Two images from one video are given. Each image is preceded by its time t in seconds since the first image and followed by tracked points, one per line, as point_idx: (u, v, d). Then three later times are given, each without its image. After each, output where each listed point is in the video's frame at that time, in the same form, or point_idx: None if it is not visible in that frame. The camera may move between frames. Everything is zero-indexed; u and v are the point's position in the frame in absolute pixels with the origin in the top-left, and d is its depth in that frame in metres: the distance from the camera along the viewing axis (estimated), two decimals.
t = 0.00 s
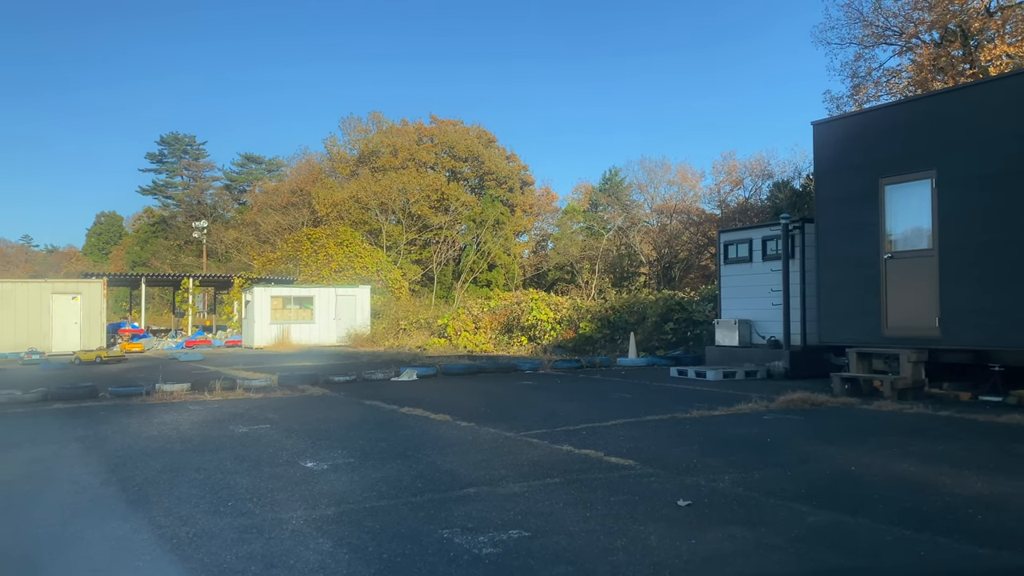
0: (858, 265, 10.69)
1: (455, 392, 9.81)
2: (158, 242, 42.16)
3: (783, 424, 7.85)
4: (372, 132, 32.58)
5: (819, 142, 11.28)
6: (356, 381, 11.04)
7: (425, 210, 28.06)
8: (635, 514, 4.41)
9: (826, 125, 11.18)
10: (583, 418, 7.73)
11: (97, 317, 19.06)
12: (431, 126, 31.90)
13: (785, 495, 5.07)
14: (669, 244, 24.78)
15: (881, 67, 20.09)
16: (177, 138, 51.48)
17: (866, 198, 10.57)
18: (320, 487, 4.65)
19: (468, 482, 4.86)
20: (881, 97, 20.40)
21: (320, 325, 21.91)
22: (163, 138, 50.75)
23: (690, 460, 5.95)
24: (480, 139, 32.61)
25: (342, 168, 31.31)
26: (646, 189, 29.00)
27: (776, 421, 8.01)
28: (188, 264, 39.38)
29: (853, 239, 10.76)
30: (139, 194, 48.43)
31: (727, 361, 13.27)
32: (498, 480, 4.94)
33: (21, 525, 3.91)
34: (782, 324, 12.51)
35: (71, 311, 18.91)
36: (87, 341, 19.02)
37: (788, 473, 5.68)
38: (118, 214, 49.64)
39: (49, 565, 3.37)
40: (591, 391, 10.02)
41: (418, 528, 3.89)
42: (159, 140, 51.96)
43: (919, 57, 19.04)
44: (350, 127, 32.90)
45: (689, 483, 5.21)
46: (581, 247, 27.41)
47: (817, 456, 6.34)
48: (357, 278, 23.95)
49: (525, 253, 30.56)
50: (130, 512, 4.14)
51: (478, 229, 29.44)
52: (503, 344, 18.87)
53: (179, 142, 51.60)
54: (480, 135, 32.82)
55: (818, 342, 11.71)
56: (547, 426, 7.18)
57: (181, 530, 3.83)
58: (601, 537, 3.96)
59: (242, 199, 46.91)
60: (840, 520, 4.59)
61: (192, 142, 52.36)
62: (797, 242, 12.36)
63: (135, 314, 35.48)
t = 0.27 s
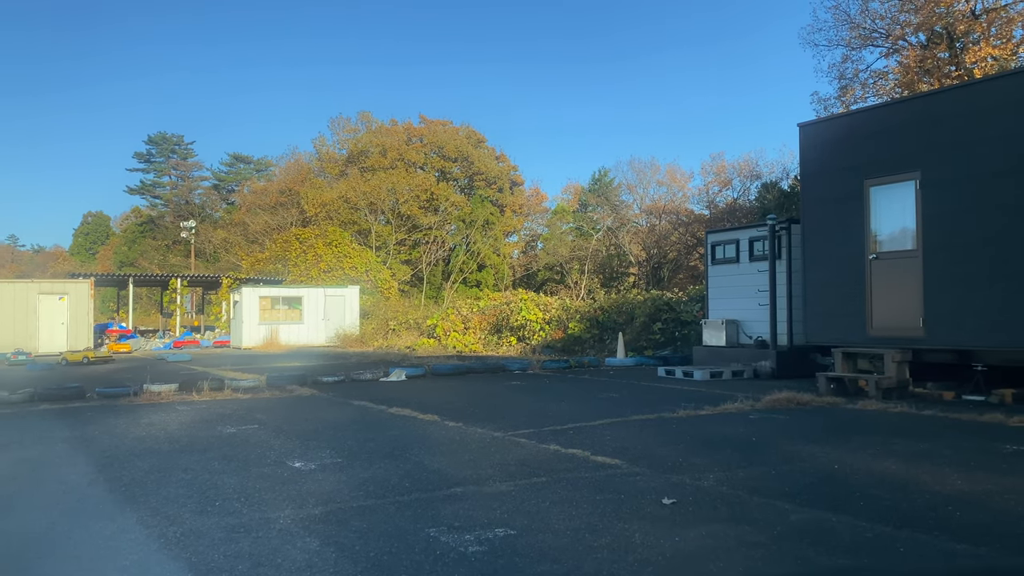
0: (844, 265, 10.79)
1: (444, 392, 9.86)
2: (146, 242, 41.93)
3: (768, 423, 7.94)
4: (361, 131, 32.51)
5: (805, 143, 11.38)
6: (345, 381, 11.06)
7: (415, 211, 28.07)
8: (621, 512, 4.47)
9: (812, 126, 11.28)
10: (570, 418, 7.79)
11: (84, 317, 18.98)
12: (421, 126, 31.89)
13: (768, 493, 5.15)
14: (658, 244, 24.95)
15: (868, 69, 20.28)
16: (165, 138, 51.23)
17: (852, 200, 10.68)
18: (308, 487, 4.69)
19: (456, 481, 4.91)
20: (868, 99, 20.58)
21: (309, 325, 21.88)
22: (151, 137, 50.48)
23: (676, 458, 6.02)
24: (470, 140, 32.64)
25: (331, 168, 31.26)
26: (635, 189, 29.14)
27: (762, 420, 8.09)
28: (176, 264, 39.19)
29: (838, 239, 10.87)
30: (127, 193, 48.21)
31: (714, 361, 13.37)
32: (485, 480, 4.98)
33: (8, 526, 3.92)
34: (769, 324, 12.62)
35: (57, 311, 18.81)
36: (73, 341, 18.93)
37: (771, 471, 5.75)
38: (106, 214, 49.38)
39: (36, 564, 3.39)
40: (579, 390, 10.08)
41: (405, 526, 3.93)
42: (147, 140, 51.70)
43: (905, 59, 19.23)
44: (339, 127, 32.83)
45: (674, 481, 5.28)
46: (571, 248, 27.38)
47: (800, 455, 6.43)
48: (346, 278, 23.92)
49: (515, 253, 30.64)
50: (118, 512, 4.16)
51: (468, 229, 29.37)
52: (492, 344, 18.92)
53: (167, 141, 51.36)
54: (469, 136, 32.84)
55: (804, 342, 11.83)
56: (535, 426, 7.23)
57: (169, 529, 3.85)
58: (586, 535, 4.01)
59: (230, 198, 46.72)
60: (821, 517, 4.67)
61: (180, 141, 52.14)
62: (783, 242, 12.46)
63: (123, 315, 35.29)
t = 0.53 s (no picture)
0: (831, 266, 10.89)
1: (433, 392, 9.89)
2: (135, 242, 41.72)
3: (755, 422, 8.02)
4: (351, 131, 32.46)
5: (793, 145, 11.47)
6: (334, 382, 11.08)
7: (405, 211, 28.06)
8: (608, 511, 4.52)
9: (800, 128, 11.36)
10: (559, 418, 7.84)
11: (72, 317, 18.89)
12: (411, 126, 31.88)
13: (754, 491, 5.21)
14: (648, 244, 24.96)
15: (856, 70, 20.47)
16: (154, 138, 51.01)
17: (838, 201, 10.78)
18: (297, 486, 4.71)
19: (444, 481, 4.94)
20: (856, 100, 20.75)
21: (298, 325, 21.84)
22: (140, 137, 50.26)
23: (663, 457, 6.07)
24: (460, 140, 32.66)
25: (321, 167, 31.20)
26: (625, 190, 29.26)
27: (748, 419, 8.17)
28: (165, 265, 39.01)
29: (825, 240, 10.97)
30: (116, 193, 47.97)
31: (703, 361, 13.46)
32: (473, 479, 5.02)
33: None
34: (757, 324, 12.72)
35: (45, 311, 18.71)
36: (61, 342, 18.84)
37: (756, 470, 5.82)
38: (94, 214, 49.13)
39: (24, 564, 3.40)
40: (568, 390, 10.14)
41: (394, 525, 3.96)
42: (136, 140, 51.46)
43: (893, 61, 19.40)
44: (329, 127, 32.76)
45: (661, 480, 5.33)
46: (561, 248, 27.43)
47: (786, 454, 6.50)
48: (336, 278, 23.89)
49: (506, 254, 30.63)
50: (106, 512, 4.17)
51: (459, 229, 29.25)
52: (482, 345, 18.94)
53: (156, 141, 51.12)
54: (460, 136, 32.86)
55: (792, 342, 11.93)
56: (523, 426, 7.27)
57: (157, 529, 3.87)
58: (573, 533, 4.05)
59: (220, 198, 46.53)
60: (805, 515, 4.73)
61: (170, 141, 51.94)
62: (771, 242, 12.56)
63: (111, 315, 35.13)
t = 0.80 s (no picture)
0: (820, 266, 10.96)
1: (424, 392, 9.89)
2: (124, 242, 41.47)
3: (744, 421, 8.07)
4: (342, 131, 32.38)
5: (782, 145, 11.53)
6: (325, 382, 11.07)
7: (396, 211, 28.05)
8: (596, 509, 4.55)
9: (789, 128, 11.42)
10: (549, 417, 7.87)
11: (61, 317, 18.78)
12: (402, 126, 31.84)
13: (742, 490, 5.25)
14: (639, 245, 25.03)
15: (845, 71, 20.61)
16: (144, 137, 50.75)
17: (827, 202, 10.85)
18: (287, 486, 4.72)
19: (434, 480, 4.96)
20: (845, 101, 20.88)
21: (289, 325, 21.78)
22: (129, 136, 50.00)
23: (652, 457, 6.11)
24: (451, 140, 32.64)
25: (312, 167, 31.12)
26: (616, 190, 29.36)
27: (738, 418, 8.22)
28: (155, 265, 38.80)
29: (814, 241, 11.04)
30: (105, 192, 47.71)
31: (693, 361, 13.53)
32: (463, 479, 5.04)
33: None
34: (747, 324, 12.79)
35: (34, 311, 18.59)
36: (50, 342, 18.72)
37: (744, 469, 5.86)
38: (83, 214, 48.83)
39: (13, 565, 3.40)
40: (559, 390, 10.17)
41: (384, 525, 3.98)
42: (126, 139, 51.19)
43: (882, 62, 19.55)
44: (319, 127, 32.68)
45: (650, 479, 5.37)
46: (552, 248, 27.46)
47: (774, 453, 6.55)
48: (327, 278, 23.84)
49: (497, 254, 30.68)
50: (96, 512, 4.17)
51: (450, 229, 29.52)
52: (473, 345, 18.95)
53: (146, 140, 50.84)
54: (451, 136, 32.83)
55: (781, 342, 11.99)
56: (515, 426, 7.29)
57: (146, 529, 3.87)
58: (562, 532, 4.08)
59: (210, 198, 46.32)
60: (792, 513, 4.78)
61: (159, 140, 51.70)
62: (761, 243, 12.62)
63: (100, 315, 34.93)
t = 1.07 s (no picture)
0: (810, 266, 11.04)
1: (415, 392, 9.91)
2: (114, 242, 41.28)
3: (734, 421, 8.13)
4: (334, 131, 32.32)
5: (772, 146, 11.59)
6: (316, 382, 11.06)
7: (388, 210, 28.03)
8: (586, 508, 4.58)
9: (779, 130, 11.48)
10: (540, 417, 7.90)
11: (51, 317, 18.68)
12: (394, 126, 31.81)
13: (731, 489, 5.29)
14: (630, 245, 25.12)
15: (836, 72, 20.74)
16: (135, 136, 50.55)
17: (817, 202, 10.92)
18: (278, 486, 4.73)
19: (425, 480, 4.98)
20: (836, 102, 21.01)
21: (280, 325, 21.74)
22: (120, 135, 49.81)
23: (642, 456, 6.15)
24: (443, 140, 32.64)
25: (303, 167, 31.06)
26: (608, 190, 29.42)
27: (727, 418, 8.28)
28: (145, 264, 38.63)
29: (804, 241, 11.11)
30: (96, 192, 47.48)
31: (683, 360, 13.60)
32: (453, 478, 5.06)
33: None
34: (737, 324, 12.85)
35: (23, 311, 18.48)
36: (39, 342, 18.62)
37: (734, 468, 5.90)
38: (73, 213, 48.58)
39: (2, 565, 3.39)
40: (550, 390, 10.20)
41: (374, 524, 4.00)
42: (116, 138, 50.97)
43: (872, 63, 19.68)
44: (311, 127, 32.62)
45: (640, 478, 5.40)
46: (544, 248, 27.50)
47: (763, 452, 6.60)
48: (319, 278, 23.80)
49: (489, 254, 30.69)
50: (85, 512, 4.17)
51: (441, 229, 29.53)
52: (465, 345, 18.95)
53: (136, 139, 50.62)
54: (443, 136, 32.83)
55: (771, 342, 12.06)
56: (505, 425, 7.32)
57: (136, 530, 3.87)
58: (551, 530, 4.11)
59: (201, 197, 46.15)
60: (780, 512, 4.82)
61: (150, 139, 51.51)
62: (751, 243, 12.68)
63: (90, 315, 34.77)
